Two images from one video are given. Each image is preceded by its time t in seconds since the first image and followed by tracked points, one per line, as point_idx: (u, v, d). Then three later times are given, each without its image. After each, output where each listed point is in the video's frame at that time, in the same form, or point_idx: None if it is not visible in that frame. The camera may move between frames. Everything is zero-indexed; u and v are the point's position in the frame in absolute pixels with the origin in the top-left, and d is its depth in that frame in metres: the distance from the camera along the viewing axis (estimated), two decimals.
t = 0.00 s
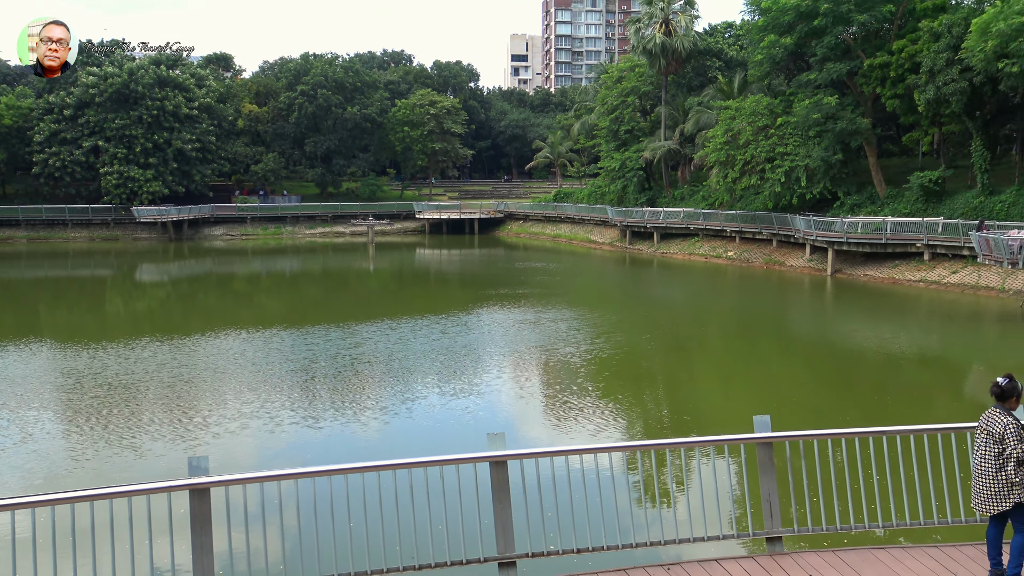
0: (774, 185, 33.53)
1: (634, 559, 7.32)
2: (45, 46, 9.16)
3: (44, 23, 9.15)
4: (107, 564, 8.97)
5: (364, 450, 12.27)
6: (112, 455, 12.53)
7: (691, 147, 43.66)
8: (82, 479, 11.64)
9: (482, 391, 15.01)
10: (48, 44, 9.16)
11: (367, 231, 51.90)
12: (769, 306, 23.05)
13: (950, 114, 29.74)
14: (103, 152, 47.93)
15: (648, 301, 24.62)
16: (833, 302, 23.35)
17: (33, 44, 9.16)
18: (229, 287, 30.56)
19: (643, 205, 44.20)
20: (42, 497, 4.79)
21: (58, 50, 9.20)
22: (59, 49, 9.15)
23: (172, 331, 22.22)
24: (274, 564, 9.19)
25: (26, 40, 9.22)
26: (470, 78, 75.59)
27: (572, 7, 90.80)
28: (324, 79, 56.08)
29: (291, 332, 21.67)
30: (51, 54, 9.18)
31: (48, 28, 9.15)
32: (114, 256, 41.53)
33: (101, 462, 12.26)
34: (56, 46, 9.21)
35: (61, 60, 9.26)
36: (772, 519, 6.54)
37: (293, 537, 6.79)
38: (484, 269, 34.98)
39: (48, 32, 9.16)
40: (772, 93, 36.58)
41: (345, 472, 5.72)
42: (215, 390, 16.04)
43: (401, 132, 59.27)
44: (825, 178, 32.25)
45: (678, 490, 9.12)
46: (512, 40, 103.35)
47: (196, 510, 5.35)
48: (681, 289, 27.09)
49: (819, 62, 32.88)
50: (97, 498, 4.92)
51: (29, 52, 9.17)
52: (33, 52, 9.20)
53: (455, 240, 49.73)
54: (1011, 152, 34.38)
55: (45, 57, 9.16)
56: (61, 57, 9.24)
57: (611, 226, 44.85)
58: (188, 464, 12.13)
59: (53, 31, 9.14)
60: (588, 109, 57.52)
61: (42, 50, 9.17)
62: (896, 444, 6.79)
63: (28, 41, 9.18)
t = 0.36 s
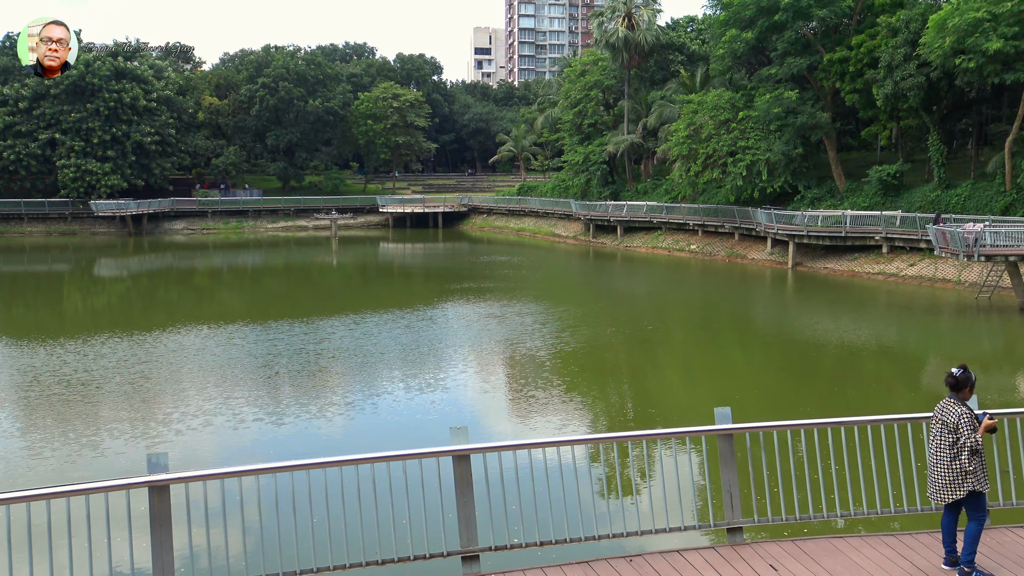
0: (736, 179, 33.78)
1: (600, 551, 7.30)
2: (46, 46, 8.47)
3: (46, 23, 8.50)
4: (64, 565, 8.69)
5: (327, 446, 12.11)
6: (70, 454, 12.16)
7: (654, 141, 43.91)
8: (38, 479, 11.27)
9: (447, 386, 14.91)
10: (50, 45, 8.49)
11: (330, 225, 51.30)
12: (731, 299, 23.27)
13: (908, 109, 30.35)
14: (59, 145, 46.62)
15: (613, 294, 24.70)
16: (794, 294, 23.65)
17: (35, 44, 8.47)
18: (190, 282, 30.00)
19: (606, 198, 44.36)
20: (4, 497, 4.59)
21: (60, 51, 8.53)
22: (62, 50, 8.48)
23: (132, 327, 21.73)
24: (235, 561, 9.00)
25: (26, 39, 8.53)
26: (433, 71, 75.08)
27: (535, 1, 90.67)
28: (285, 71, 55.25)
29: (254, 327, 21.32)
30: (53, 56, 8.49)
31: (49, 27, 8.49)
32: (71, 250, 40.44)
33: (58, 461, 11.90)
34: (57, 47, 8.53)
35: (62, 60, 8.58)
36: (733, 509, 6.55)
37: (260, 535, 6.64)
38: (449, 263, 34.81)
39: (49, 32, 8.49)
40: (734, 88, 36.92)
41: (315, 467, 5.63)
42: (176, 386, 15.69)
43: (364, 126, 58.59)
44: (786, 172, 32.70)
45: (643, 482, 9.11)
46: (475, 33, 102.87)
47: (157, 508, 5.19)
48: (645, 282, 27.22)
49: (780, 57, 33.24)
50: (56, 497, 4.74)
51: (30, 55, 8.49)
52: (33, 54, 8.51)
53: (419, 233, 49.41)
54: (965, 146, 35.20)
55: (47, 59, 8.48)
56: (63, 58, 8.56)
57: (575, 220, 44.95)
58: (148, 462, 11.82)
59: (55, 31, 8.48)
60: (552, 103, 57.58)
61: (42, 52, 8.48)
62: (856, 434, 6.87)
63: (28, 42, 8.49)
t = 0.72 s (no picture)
0: (698, 177, 33.99)
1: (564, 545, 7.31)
2: (47, 47, 11.82)
3: (48, 27, 11.71)
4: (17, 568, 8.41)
5: (290, 445, 11.89)
6: (25, 455, 11.80)
7: (617, 139, 44.16)
8: None
9: (411, 384, 14.78)
10: (50, 45, 11.79)
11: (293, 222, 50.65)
12: (694, 296, 23.47)
13: (866, 108, 30.93)
14: (14, 140, 45.36)
15: (577, 291, 24.75)
16: (756, 291, 23.93)
17: (39, 44, 11.99)
18: (150, 280, 29.37)
19: (570, 196, 44.50)
20: None
21: (57, 52, 11.85)
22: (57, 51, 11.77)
23: (90, 325, 21.20)
24: (197, 562, 8.79)
25: (36, 39, 11.99)
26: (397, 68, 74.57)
27: None
28: (246, 66, 54.43)
29: (217, 326, 20.93)
30: (51, 55, 11.84)
31: (51, 30, 11.69)
32: (26, 248, 39.37)
33: (11, 463, 11.52)
34: (54, 48, 11.85)
35: (59, 59, 11.90)
36: (694, 505, 6.58)
37: (223, 533, 6.49)
38: (413, 260, 34.56)
39: (50, 33, 11.73)
40: (696, 86, 37.24)
41: (282, 465, 5.55)
42: (136, 386, 15.33)
43: (327, 122, 57.92)
44: (747, 170, 33.20)
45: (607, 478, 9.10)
46: (439, 30, 102.39)
47: (114, 509, 5.05)
48: (609, 280, 27.32)
49: (741, 56, 33.66)
50: (11, 499, 4.58)
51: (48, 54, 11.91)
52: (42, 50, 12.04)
53: (382, 231, 49.04)
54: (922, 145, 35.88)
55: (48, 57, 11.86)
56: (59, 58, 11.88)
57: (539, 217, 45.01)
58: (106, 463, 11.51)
59: (53, 33, 11.70)
60: (516, 100, 57.59)
61: (44, 52, 11.94)
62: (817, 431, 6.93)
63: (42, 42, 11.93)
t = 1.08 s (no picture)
0: (660, 175, 34.17)
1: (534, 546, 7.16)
2: (46, 45, 7.79)
3: (44, 21, 7.81)
4: None
5: (254, 448, 11.66)
6: None
7: (579, 137, 44.33)
8: None
9: (376, 384, 14.62)
10: (50, 44, 7.80)
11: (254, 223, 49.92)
12: (657, 293, 23.63)
13: (825, 105, 31.45)
14: None
15: (542, 289, 24.77)
16: (718, 288, 24.16)
17: (35, 43, 7.80)
18: (107, 282, 28.71)
19: (533, 194, 44.58)
20: None
21: (60, 50, 7.85)
22: (62, 50, 7.80)
23: (46, 328, 20.63)
24: (161, 567, 8.54)
25: (25, 39, 7.87)
26: (358, 66, 73.91)
27: None
28: (205, 65, 53.52)
29: (178, 328, 20.51)
30: (53, 55, 7.83)
31: (49, 27, 7.81)
32: None
33: None
34: (57, 46, 7.84)
35: (62, 61, 7.93)
36: (658, 501, 6.57)
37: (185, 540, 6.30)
38: (376, 259, 34.28)
39: (49, 31, 7.80)
40: (657, 84, 37.49)
41: (254, 467, 5.44)
42: (95, 390, 14.95)
43: (288, 122, 57.16)
44: (708, 168, 33.60)
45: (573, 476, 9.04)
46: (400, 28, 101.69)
47: (73, 515, 4.86)
48: (573, 278, 27.38)
49: (701, 54, 34.00)
50: None
51: (29, 53, 7.82)
52: (33, 53, 7.85)
53: (345, 230, 48.60)
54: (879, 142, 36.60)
55: (47, 59, 7.82)
56: (64, 58, 7.91)
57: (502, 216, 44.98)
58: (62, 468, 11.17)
59: (56, 30, 7.78)
60: (478, 99, 57.47)
61: (43, 51, 7.81)
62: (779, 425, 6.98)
63: (27, 41, 7.82)
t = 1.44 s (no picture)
0: (625, 176, 34.41)
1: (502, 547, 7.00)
2: (47, 46, 6.01)
3: (45, 17, 6.02)
4: None
5: (217, 451, 11.44)
6: None
7: (545, 138, 44.42)
8: None
9: (341, 386, 14.45)
10: (51, 44, 6.03)
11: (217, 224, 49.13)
12: (621, 294, 23.74)
13: (787, 109, 31.93)
14: None
15: (507, 291, 24.75)
16: (682, 289, 24.35)
17: (33, 42, 6.01)
18: (66, 283, 28.07)
19: (498, 195, 44.57)
20: None
21: (63, 52, 6.07)
22: (66, 50, 6.02)
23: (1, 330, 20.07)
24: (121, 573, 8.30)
25: (24, 39, 6.07)
26: (322, 66, 73.19)
27: None
28: (167, 64, 52.59)
29: (139, 330, 20.07)
30: (55, 57, 6.05)
31: (49, 24, 6.01)
32: None
33: None
34: (60, 47, 6.06)
35: (64, 63, 6.14)
36: (620, 501, 6.56)
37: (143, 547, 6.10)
38: (341, 261, 34.00)
39: (50, 29, 6.02)
40: (621, 86, 37.70)
41: (221, 470, 5.32)
42: (51, 394, 14.54)
43: (251, 121, 56.42)
44: (672, 170, 33.87)
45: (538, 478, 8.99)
46: (365, 28, 100.96)
47: (30, 522, 4.69)
48: (539, 279, 27.40)
49: (666, 56, 34.30)
50: None
51: (26, 54, 6.03)
52: (31, 54, 6.06)
53: (309, 231, 48.07)
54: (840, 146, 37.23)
55: (48, 61, 6.04)
56: (67, 60, 6.11)
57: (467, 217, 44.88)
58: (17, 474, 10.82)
59: (58, 28, 6.00)
60: (443, 100, 57.27)
61: (43, 52, 6.03)
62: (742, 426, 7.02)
63: (23, 38, 6.03)
